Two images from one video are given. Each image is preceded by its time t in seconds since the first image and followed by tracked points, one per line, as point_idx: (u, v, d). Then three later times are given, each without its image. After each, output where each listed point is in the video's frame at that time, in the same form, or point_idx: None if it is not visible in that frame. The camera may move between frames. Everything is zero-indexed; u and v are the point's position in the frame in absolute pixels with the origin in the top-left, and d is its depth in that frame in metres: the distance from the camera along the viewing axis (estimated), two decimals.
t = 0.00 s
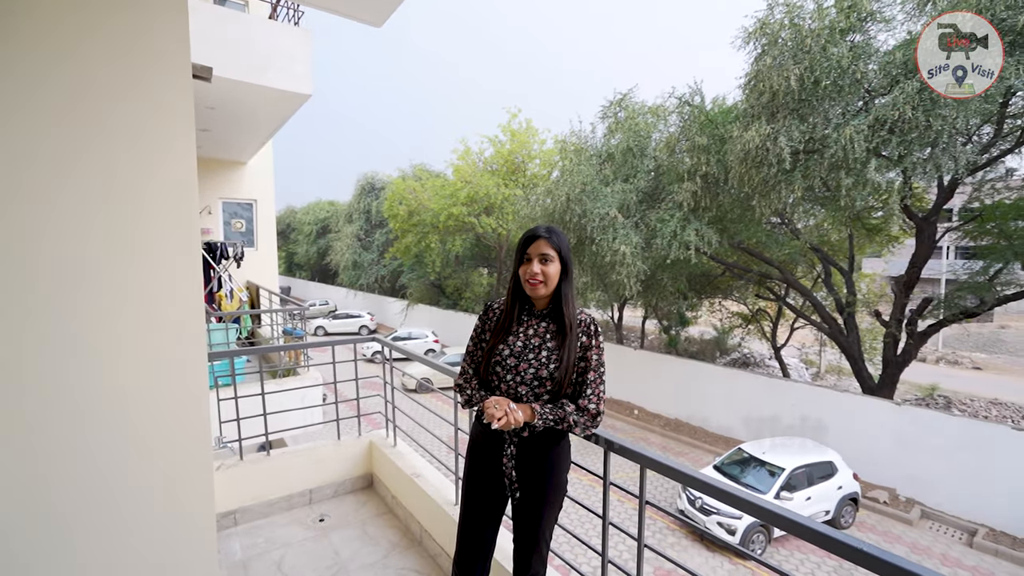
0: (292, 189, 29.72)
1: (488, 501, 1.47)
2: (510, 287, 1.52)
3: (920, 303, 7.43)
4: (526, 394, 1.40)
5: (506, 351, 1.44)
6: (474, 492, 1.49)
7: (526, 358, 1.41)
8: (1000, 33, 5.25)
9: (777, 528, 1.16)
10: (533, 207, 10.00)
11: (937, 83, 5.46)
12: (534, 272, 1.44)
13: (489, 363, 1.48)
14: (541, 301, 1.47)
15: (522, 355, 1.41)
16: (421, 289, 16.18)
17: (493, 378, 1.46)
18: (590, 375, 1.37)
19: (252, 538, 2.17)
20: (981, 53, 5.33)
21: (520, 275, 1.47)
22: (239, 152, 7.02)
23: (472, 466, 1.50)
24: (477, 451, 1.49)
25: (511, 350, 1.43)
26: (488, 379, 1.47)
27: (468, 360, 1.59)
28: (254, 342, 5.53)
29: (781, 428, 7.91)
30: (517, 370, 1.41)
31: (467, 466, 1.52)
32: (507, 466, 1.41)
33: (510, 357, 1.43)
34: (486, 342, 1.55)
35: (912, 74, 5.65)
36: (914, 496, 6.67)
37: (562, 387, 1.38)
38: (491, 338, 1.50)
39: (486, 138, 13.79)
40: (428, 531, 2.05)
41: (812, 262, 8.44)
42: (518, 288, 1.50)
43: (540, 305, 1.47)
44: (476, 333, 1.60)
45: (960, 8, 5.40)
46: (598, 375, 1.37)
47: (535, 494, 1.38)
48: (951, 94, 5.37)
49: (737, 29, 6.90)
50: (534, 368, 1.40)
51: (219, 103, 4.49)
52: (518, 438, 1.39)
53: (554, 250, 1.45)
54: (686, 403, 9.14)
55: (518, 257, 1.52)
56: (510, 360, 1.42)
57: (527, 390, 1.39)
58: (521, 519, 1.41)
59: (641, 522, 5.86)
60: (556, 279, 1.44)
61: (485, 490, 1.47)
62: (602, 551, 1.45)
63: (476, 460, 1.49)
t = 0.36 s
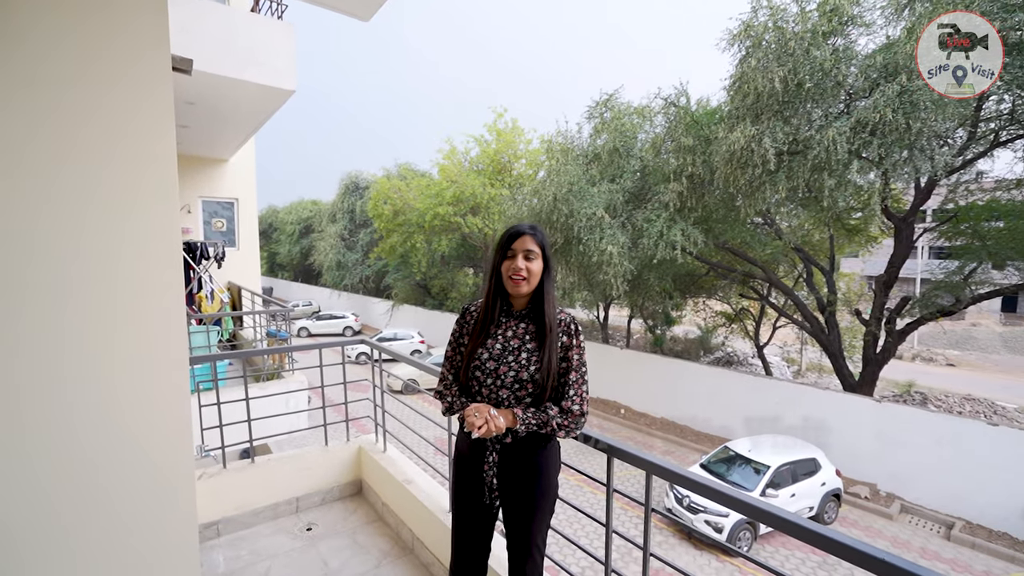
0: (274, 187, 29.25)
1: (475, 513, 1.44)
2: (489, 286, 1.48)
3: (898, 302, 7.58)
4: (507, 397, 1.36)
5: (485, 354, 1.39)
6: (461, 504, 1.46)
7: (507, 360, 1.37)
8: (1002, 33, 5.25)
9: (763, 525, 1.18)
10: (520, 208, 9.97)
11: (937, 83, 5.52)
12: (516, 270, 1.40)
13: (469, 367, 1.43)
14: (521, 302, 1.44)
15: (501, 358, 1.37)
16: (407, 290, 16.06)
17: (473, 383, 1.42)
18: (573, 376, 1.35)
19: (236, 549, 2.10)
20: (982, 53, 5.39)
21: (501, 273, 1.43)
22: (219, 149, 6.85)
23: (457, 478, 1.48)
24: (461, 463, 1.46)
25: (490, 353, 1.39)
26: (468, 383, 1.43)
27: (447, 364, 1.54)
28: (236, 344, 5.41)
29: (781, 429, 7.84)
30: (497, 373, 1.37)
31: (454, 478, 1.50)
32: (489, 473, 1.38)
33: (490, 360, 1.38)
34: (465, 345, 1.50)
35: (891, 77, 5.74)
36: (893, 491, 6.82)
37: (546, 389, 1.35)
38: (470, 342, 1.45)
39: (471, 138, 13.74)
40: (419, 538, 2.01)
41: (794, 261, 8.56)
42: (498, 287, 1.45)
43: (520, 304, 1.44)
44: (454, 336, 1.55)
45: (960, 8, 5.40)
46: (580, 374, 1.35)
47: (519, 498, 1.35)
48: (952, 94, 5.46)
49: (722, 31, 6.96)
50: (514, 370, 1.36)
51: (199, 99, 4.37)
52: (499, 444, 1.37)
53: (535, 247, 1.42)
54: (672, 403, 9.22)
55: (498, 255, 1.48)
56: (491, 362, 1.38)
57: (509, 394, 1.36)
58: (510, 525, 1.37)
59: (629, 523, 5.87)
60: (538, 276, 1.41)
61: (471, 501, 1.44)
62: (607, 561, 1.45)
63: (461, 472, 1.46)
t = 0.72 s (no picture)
0: (257, 186, 28.79)
1: (449, 519, 1.38)
2: (448, 287, 1.42)
3: (880, 301, 7.72)
4: (481, 400, 1.33)
5: (454, 358, 1.34)
6: (433, 510, 1.39)
7: (477, 363, 1.33)
8: (1000, 34, 5.32)
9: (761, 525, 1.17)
10: (508, 207, 9.91)
11: (937, 83, 5.61)
12: (481, 267, 1.38)
13: (435, 374, 1.36)
14: (482, 301, 1.41)
15: (472, 361, 1.33)
16: (393, 290, 15.93)
17: (442, 391, 1.36)
18: (543, 371, 1.37)
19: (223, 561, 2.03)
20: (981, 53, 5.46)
21: (464, 272, 1.39)
22: (201, 146, 6.68)
23: (428, 484, 1.39)
24: (433, 469, 1.38)
25: (459, 357, 1.34)
26: (434, 391, 1.36)
27: (403, 374, 1.44)
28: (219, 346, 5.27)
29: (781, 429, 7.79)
30: (469, 378, 1.33)
31: (425, 482, 1.42)
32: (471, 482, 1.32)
33: (460, 364, 1.34)
34: (425, 352, 1.42)
35: (875, 79, 5.81)
36: (877, 487, 6.93)
37: (519, 388, 1.35)
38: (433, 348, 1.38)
39: (458, 136, 13.68)
40: (415, 549, 1.95)
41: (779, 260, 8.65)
42: (457, 288, 1.41)
43: (482, 304, 1.41)
44: (409, 343, 1.46)
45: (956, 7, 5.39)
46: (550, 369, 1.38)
47: (500, 505, 1.32)
48: (952, 94, 5.61)
49: (710, 31, 7.01)
50: (487, 372, 1.33)
51: (180, 93, 4.24)
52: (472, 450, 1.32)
53: (497, 243, 1.41)
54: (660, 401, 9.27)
55: (456, 254, 1.44)
56: (461, 367, 1.33)
57: (484, 397, 1.33)
58: (489, 532, 1.33)
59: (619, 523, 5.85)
60: (502, 273, 1.40)
61: (447, 508, 1.37)
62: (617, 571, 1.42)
63: (432, 478, 1.38)
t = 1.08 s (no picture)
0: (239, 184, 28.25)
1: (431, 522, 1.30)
2: (427, 291, 1.31)
3: (863, 300, 7.86)
4: (471, 403, 1.29)
5: (441, 364, 1.26)
6: (416, 512, 1.31)
7: (464, 365, 1.28)
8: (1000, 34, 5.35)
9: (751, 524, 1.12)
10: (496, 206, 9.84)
11: (937, 83, 5.70)
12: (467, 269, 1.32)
13: (418, 386, 1.26)
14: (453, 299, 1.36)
15: (460, 363, 1.27)
16: (379, 290, 15.76)
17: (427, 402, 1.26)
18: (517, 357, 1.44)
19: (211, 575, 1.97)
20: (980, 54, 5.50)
21: (447, 276, 1.30)
22: (182, 142, 6.50)
23: (411, 485, 1.32)
24: (415, 472, 1.31)
25: (445, 362, 1.26)
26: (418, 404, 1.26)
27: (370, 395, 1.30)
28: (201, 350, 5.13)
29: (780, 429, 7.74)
30: (459, 381, 1.27)
31: (404, 484, 1.34)
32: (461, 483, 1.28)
33: (448, 369, 1.26)
34: (400, 365, 1.30)
35: (860, 81, 5.86)
36: (862, 483, 7.02)
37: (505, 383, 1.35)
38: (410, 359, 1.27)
39: (446, 135, 13.59)
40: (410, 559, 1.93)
41: (764, 259, 8.72)
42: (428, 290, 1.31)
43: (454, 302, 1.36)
44: (376, 357, 1.31)
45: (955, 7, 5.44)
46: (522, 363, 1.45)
47: (484, 505, 1.31)
48: (951, 94, 5.71)
49: (698, 32, 7.03)
50: (476, 371, 1.29)
51: (160, 86, 4.11)
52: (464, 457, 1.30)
53: (480, 244, 1.36)
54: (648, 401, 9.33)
55: (430, 257, 1.33)
56: (451, 372, 1.26)
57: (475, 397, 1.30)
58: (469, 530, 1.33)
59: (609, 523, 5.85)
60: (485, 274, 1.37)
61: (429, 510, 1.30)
62: None
63: (416, 480, 1.31)
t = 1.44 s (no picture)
0: (221, 183, 27.71)
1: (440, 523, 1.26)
2: (429, 294, 1.25)
3: (846, 299, 7.98)
4: (476, 404, 1.31)
5: (452, 369, 1.26)
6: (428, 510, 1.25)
7: (466, 364, 1.31)
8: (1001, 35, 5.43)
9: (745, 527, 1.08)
10: (483, 206, 9.76)
11: (937, 83, 5.76)
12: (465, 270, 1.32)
13: (432, 394, 1.20)
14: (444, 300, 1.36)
15: (463, 364, 1.30)
16: (365, 291, 15.58)
17: (440, 409, 1.22)
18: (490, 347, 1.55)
19: None
20: (981, 54, 5.56)
21: (449, 278, 1.29)
22: (160, 139, 6.32)
23: (421, 484, 1.25)
24: (427, 477, 1.25)
25: (453, 364, 1.27)
26: (432, 413, 1.20)
27: (381, 411, 1.14)
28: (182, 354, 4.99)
29: (782, 429, 7.65)
30: (465, 382, 1.29)
31: (407, 481, 1.26)
32: (480, 487, 1.33)
33: (456, 372, 1.27)
34: (407, 374, 1.20)
35: (845, 83, 5.92)
36: (846, 480, 7.13)
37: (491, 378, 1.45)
38: (426, 367, 1.20)
39: (433, 134, 13.50)
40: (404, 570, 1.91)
41: (749, 258, 8.80)
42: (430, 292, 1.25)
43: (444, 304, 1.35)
44: (380, 369, 1.16)
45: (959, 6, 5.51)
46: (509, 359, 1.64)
47: (485, 508, 1.37)
48: (951, 94, 5.77)
49: (685, 33, 7.06)
50: (475, 369, 1.33)
51: (137, 80, 3.97)
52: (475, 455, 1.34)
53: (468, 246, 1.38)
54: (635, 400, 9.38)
55: (427, 258, 1.27)
56: (459, 374, 1.27)
57: (478, 397, 1.33)
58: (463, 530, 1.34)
59: (599, 524, 5.83)
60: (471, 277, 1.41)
61: (443, 511, 1.27)
62: None
63: (429, 481, 1.25)
